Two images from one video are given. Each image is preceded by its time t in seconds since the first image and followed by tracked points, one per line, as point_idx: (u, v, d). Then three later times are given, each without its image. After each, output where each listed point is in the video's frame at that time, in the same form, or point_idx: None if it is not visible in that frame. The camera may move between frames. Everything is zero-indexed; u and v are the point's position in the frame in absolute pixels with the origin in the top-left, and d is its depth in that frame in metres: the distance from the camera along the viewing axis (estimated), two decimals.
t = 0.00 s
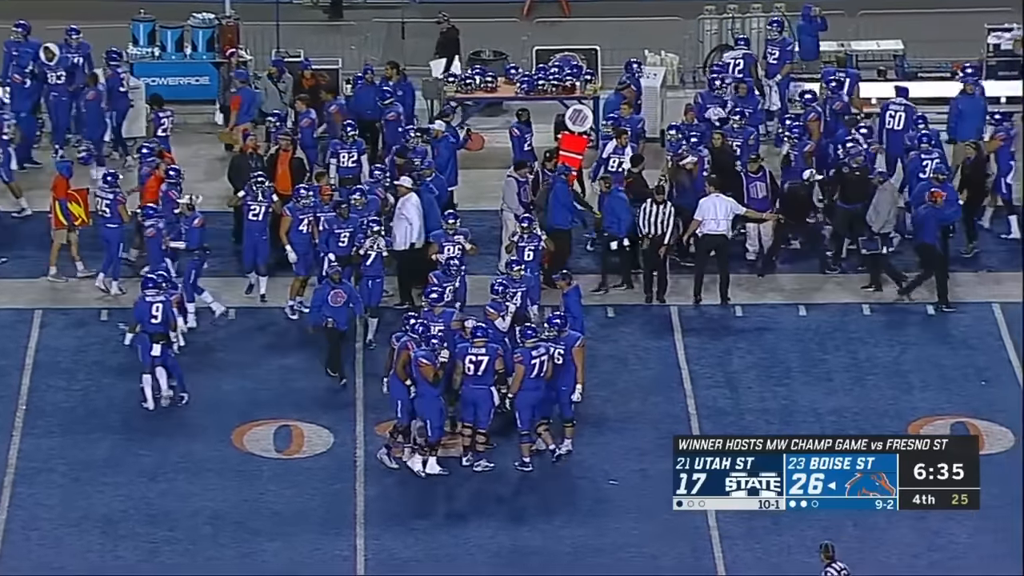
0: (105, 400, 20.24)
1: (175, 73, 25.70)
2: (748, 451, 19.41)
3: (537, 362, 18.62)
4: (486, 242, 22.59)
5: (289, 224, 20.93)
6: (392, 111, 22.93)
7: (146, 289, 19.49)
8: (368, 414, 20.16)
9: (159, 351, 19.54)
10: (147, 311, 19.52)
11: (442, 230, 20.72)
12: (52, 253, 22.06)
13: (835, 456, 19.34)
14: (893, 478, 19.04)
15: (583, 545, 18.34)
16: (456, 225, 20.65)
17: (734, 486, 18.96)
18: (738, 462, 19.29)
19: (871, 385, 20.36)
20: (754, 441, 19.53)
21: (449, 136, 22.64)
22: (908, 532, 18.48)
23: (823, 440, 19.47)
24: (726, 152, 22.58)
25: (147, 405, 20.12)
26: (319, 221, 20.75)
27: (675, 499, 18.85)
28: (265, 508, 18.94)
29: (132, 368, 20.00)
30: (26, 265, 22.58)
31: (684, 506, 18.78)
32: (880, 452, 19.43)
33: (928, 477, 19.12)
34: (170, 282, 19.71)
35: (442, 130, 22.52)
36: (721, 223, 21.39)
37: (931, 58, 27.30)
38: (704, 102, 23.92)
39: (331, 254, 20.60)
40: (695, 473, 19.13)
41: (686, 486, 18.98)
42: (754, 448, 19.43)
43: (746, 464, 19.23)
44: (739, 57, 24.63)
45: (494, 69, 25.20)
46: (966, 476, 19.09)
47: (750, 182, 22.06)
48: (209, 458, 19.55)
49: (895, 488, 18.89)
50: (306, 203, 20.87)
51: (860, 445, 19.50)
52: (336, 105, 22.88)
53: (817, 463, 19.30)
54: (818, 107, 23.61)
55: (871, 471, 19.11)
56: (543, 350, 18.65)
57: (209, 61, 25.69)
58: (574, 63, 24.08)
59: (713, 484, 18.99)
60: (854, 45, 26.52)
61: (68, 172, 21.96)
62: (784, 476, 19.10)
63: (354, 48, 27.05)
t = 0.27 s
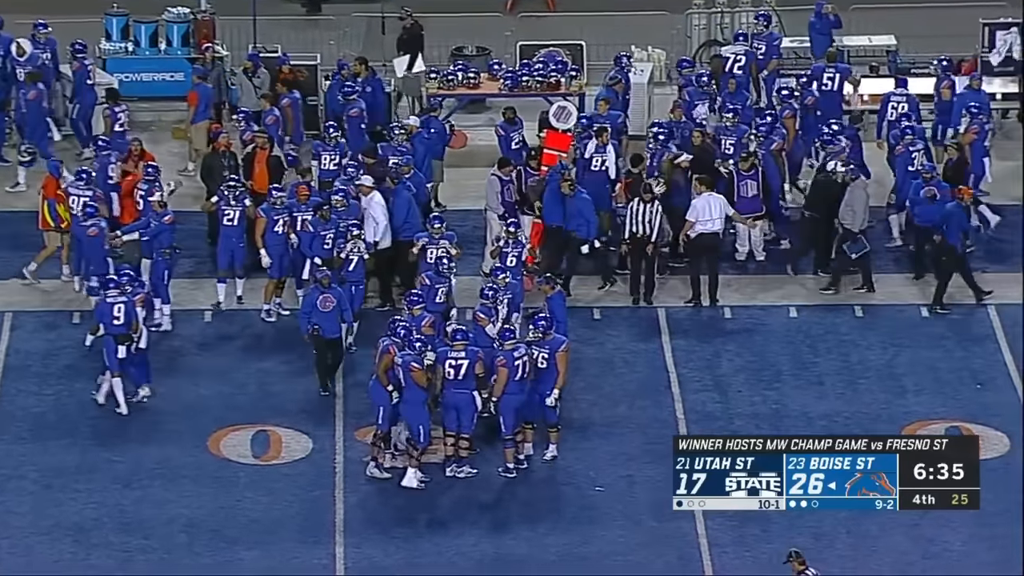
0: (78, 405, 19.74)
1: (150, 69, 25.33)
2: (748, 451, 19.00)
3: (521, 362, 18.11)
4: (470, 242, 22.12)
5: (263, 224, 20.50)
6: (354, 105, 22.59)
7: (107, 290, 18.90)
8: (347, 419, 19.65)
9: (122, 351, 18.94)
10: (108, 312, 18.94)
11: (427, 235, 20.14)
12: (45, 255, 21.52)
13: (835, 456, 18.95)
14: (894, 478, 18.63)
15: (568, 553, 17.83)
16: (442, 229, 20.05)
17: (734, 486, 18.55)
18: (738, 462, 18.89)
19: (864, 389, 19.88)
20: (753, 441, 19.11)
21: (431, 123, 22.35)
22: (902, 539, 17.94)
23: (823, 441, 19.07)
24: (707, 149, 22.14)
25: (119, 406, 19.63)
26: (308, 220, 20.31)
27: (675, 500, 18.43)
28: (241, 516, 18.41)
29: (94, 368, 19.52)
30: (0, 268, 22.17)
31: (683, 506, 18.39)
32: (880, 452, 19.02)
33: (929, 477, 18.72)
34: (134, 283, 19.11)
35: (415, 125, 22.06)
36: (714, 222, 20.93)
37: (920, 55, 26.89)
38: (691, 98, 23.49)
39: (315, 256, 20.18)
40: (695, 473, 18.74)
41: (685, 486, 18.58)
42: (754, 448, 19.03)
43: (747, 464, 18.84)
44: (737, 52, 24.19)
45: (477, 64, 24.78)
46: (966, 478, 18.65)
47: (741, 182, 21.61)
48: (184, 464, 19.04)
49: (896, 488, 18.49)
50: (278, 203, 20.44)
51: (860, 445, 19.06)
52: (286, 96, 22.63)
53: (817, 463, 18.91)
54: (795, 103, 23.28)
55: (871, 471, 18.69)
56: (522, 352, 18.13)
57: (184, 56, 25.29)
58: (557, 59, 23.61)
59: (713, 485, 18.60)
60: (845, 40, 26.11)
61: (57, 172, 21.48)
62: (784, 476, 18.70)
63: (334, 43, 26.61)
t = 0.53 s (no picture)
0: (52, 411, 19.26)
1: (125, 64, 25.00)
2: (748, 451, 18.58)
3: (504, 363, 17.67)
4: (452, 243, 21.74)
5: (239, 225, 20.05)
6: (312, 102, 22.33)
7: (67, 286, 18.54)
8: (329, 424, 19.17)
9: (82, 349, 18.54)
10: (67, 307, 18.60)
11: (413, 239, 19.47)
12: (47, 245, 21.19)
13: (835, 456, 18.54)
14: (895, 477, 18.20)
15: (555, 561, 17.23)
16: (429, 233, 19.40)
17: (734, 486, 18.10)
18: (738, 462, 18.46)
19: (858, 393, 19.41)
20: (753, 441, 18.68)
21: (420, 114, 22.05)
22: (898, 546, 17.40)
23: (823, 441, 18.64)
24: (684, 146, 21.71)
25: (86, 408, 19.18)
26: (290, 222, 20.04)
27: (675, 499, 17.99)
28: (219, 522, 17.88)
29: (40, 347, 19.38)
30: None
31: (682, 506, 17.96)
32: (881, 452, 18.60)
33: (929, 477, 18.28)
34: (97, 285, 18.74)
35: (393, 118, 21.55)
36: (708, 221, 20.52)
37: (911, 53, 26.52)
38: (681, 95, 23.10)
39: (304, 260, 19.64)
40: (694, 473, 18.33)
41: (685, 486, 18.15)
42: (754, 448, 18.59)
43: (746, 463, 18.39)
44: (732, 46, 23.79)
45: (461, 60, 24.47)
46: (966, 477, 18.22)
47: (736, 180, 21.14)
48: (160, 470, 18.54)
49: (896, 488, 18.05)
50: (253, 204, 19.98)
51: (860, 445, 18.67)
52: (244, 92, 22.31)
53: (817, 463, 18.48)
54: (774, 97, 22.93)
55: (871, 471, 18.28)
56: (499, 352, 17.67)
57: (159, 51, 24.91)
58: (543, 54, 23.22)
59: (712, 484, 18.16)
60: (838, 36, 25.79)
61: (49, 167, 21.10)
62: (784, 476, 18.27)
63: (317, 38, 26.30)
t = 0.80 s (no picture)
0: (31, 414, 18.86)
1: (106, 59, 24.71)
2: (749, 451, 17.94)
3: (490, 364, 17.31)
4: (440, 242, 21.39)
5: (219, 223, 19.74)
6: (276, 95, 21.96)
7: (31, 282, 18.39)
8: (314, 425, 18.80)
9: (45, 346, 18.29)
10: (32, 303, 18.47)
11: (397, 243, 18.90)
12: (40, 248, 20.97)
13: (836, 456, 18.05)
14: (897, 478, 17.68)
15: (546, 566, 16.84)
16: (414, 239, 18.80)
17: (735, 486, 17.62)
18: (738, 462, 17.81)
19: (853, 394, 19.04)
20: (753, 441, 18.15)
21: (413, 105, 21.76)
22: (896, 551, 17.01)
23: (823, 441, 18.19)
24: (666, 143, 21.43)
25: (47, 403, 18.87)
26: (278, 222, 19.63)
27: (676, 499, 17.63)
28: (202, 527, 17.47)
29: (21, 335, 19.36)
30: None
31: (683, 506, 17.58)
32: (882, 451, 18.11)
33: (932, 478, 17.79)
34: (64, 281, 18.52)
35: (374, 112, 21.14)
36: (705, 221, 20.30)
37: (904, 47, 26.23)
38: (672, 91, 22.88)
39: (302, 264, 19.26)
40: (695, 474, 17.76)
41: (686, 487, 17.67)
42: (754, 447, 17.97)
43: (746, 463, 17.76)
44: (717, 41, 23.43)
45: (448, 55, 24.12)
46: (966, 476, 17.83)
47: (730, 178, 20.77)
48: (142, 474, 18.14)
49: (897, 488, 17.59)
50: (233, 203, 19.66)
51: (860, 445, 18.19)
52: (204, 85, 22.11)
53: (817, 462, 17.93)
54: (752, 93, 22.51)
55: (872, 471, 17.75)
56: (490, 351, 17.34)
57: (142, 46, 24.65)
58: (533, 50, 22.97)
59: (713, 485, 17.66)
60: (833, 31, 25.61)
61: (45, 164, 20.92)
62: (784, 476, 17.69)
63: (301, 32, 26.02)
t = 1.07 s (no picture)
0: (16, 416, 18.61)
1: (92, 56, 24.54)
2: (748, 451, 17.79)
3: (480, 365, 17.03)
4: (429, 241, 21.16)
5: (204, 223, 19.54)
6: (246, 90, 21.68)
7: None
8: (302, 427, 18.56)
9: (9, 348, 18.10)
10: None
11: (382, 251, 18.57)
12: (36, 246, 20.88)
13: (835, 456, 17.89)
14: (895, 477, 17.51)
15: (538, 568, 16.58)
16: (397, 247, 18.46)
17: (734, 486, 17.45)
18: (738, 462, 17.68)
19: (847, 395, 18.83)
20: (753, 441, 17.97)
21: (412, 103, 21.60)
22: (893, 553, 16.78)
23: (823, 441, 18.02)
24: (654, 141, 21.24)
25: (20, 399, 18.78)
26: (270, 221, 19.48)
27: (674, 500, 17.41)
28: (189, 529, 17.20)
29: None
30: None
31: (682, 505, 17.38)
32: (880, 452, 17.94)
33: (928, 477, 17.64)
34: (33, 279, 18.23)
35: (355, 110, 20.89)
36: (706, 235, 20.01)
37: (898, 44, 26.11)
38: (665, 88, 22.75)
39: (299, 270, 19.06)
40: (695, 473, 17.64)
41: (685, 486, 17.52)
42: (754, 448, 17.82)
43: (745, 463, 17.62)
44: (696, 36, 23.33)
45: (438, 52, 23.91)
46: (966, 476, 17.68)
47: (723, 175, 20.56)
48: (128, 476, 17.89)
49: (897, 488, 17.42)
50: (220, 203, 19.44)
51: (860, 445, 18.03)
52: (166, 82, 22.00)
53: (816, 463, 17.79)
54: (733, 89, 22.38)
55: (871, 471, 17.59)
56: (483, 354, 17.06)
57: (127, 43, 24.52)
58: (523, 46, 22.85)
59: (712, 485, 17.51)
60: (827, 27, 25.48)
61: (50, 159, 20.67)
62: (784, 475, 17.54)
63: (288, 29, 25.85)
